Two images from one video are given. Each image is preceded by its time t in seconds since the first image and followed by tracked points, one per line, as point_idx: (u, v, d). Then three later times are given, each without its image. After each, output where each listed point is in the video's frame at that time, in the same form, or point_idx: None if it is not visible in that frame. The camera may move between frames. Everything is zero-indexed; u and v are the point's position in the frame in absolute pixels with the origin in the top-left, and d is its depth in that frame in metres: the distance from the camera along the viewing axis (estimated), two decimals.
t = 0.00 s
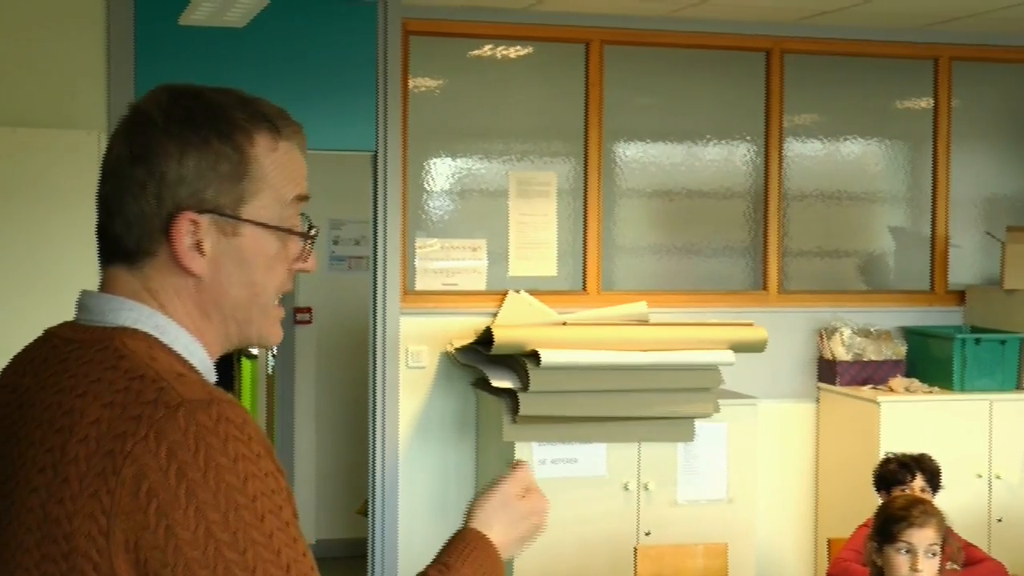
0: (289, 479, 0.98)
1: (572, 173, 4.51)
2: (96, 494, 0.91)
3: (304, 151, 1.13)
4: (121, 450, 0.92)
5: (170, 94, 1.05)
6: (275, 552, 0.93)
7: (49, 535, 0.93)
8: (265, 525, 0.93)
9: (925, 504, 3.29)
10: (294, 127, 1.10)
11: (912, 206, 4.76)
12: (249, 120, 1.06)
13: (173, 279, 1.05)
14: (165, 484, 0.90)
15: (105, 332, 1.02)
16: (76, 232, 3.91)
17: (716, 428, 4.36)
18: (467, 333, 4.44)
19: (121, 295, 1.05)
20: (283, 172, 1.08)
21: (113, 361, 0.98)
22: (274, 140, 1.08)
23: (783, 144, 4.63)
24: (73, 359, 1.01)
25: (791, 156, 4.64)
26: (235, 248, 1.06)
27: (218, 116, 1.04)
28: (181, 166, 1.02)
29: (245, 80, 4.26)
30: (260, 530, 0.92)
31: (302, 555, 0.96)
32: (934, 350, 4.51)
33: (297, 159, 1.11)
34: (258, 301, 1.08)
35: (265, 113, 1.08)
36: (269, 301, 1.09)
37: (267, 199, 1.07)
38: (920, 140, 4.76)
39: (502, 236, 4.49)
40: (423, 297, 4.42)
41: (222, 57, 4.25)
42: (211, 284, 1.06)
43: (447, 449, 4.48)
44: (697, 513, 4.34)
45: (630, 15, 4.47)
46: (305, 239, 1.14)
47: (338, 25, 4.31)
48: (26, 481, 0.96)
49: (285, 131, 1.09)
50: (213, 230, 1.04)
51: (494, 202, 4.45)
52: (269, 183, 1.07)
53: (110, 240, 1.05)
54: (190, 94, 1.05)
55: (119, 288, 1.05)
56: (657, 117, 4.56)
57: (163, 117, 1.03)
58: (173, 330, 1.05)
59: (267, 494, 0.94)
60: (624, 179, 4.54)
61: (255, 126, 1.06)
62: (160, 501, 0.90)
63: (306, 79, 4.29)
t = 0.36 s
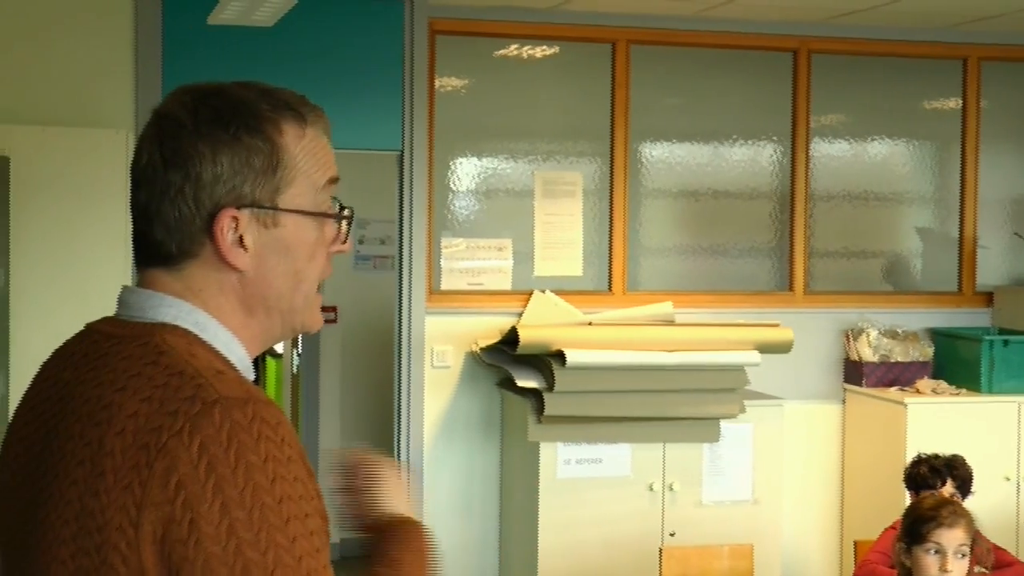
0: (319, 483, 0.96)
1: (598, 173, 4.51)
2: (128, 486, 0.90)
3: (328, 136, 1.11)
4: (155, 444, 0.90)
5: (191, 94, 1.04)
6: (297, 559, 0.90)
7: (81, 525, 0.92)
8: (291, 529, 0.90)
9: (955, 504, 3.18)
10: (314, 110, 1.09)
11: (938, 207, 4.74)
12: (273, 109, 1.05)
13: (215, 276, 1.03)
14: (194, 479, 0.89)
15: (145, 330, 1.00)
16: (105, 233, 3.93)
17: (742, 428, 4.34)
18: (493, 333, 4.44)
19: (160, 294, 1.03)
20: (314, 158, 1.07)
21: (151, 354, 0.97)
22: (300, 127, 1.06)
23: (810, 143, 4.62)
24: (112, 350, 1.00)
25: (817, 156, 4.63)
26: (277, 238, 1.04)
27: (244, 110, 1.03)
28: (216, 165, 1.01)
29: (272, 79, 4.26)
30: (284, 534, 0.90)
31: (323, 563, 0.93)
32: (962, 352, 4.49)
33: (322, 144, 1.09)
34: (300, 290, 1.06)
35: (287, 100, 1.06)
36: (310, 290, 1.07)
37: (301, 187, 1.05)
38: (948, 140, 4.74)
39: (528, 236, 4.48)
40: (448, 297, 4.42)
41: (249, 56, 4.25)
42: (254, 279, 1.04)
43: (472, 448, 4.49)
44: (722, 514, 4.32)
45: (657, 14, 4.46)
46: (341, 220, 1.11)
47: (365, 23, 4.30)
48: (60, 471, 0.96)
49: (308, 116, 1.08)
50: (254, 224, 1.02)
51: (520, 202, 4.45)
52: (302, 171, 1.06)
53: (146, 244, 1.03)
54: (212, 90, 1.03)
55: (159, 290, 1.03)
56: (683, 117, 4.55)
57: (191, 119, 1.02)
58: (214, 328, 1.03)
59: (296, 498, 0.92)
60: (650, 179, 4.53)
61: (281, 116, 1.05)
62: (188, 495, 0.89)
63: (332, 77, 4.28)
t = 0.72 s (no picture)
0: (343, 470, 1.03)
1: (613, 172, 4.50)
2: (156, 480, 0.94)
3: (336, 129, 1.17)
4: (183, 438, 0.95)
5: (197, 94, 1.08)
6: (334, 544, 0.97)
7: (106, 522, 0.95)
8: (323, 515, 0.97)
9: (970, 504, 3.14)
10: (321, 104, 1.14)
11: (954, 206, 4.73)
12: (280, 105, 1.09)
13: (229, 273, 1.09)
14: (225, 472, 0.94)
15: (164, 324, 1.06)
16: (123, 231, 3.93)
17: (758, 429, 4.32)
18: (507, 332, 4.44)
19: (177, 289, 1.09)
20: (323, 152, 1.12)
21: (176, 351, 1.01)
22: (308, 122, 1.11)
23: (826, 143, 4.61)
24: (135, 349, 1.04)
25: (832, 156, 4.62)
26: (288, 235, 1.10)
27: (251, 108, 1.07)
28: (224, 164, 1.05)
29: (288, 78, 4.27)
30: (320, 521, 0.97)
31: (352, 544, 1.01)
32: (978, 352, 4.48)
33: (330, 138, 1.14)
34: (311, 284, 1.13)
35: (292, 96, 1.11)
36: (322, 284, 1.14)
37: (309, 182, 1.11)
38: (964, 139, 4.72)
39: (543, 234, 4.48)
40: (463, 295, 4.42)
41: (265, 54, 4.26)
42: (267, 275, 1.10)
43: (486, 447, 4.49)
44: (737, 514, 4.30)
45: (672, 13, 4.45)
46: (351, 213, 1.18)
47: (380, 22, 4.31)
48: (85, 468, 0.99)
49: (314, 111, 1.12)
50: (265, 221, 1.08)
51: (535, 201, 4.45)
52: (311, 165, 1.11)
53: (159, 244, 1.08)
54: (217, 89, 1.08)
55: (176, 285, 1.09)
56: (697, 116, 4.54)
57: (198, 119, 1.06)
58: (231, 322, 1.09)
59: (325, 485, 0.98)
60: (664, 179, 4.53)
61: (289, 112, 1.10)
62: (219, 487, 0.93)
63: (347, 76, 4.29)
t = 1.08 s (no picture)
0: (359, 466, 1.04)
1: (627, 170, 4.50)
2: (174, 476, 0.96)
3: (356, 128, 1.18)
4: (200, 434, 0.97)
5: (217, 87, 1.11)
6: (351, 540, 0.99)
7: (126, 516, 0.98)
8: (339, 511, 0.98)
9: (985, 502, 3.06)
10: (341, 103, 1.16)
11: (969, 204, 4.72)
12: (297, 100, 1.11)
13: (241, 264, 1.11)
14: (241, 468, 0.96)
15: (184, 320, 1.08)
16: (138, 228, 3.96)
17: (771, 427, 4.32)
18: (520, 330, 4.44)
19: (195, 285, 1.11)
20: (337, 148, 1.14)
21: (193, 347, 1.03)
22: (325, 118, 1.13)
23: (840, 142, 4.60)
24: (154, 344, 1.06)
25: (846, 155, 4.62)
26: (299, 228, 1.12)
27: (268, 101, 1.10)
28: (237, 154, 1.08)
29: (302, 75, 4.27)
30: (336, 516, 0.98)
31: (368, 538, 1.02)
32: (993, 351, 4.47)
33: (348, 136, 1.16)
34: (325, 280, 1.14)
35: (311, 92, 1.13)
36: (336, 281, 1.15)
37: (322, 177, 1.13)
38: (979, 137, 4.72)
39: (556, 232, 4.48)
40: (477, 293, 4.42)
41: (278, 51, 4.26)
42: (278, 267, 1.12)
43: (499, 444, 4.49)
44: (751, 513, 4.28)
45: (687, 11, 4.45)
46: (368, 211, 1.19)
47: (394, 19, 4.31)
48: (105, 462, 1.01)
49: (333, 108, 1.14)
50: (276, 213, 1.10)
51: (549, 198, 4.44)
52: (324, 160, 1.13)
53: (174, 234, 1.11)
54: (237, 82, 1.11)
55: (195, 280, 1.11)
56: (711, 114, 4.54)
57: (216, 110, 1.09)
58: (248, 318, 1.11)
59: (341, 482, 1.00)
60: (678, 177, 4.52)
61: (306, 107, 1.12)
62: (236, 484, 0.95)
63: (361, 73, 4.29)
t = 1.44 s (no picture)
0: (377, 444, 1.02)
1: (642, 163, 4.49)
2: (190, 472, 0.93)
3: (368, 116, 1.15)
4: (212, 429, 0.94)
5: (226, 82, 1.08)
6: (381, 509, 0.98)
7: (143, 517, 0.95)
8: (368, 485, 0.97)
9: (1005, 495, 3.05)
10: (353, 94, 1.12)
11: (985, 197, 4.70)
12: (309, 95, 1.08)
13: (256, 261, 1.08)
14: (261, 460, 0.93)
15: (195, 313, 1.05)
16: (150, 220, 3.94)
17: (786, 420, 4.29)
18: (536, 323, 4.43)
19: (207, 279, 1.08)
20: (352, 141, 1.11)
21: (200, 341, 1.00)
22: (336, 111, 1.10)
23: (856, 134, 4.59)
24: (162, 341, 1.03)
25: (862, 149, 4.61)
26: (316, 226, 1.09)
27: (280, 97, 1.07)
28: (251, 154, 1.05)
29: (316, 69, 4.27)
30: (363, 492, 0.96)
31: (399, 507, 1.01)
32: (1011, 345, 4.45)
33: (361, 128, 1.13)
34: (342, 275, 1.11)
35: (321, 84, 1.10)
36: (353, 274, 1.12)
37: (338, 173, 1.10)
38: (996, 130, 4.70)
39: (571, 226, 4.47)
40: (491, 287, 4.43)
41: (292, 45, 4.26)
42: (294, 264, 1.09)
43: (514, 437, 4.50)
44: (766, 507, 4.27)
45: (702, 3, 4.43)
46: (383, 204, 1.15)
47: (409, 12, 4.30)
48: (117, 465, 0.98)
49: (345, 100, 1.11)
50: (292, 212, 1.07)
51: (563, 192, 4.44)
52: (340, 155, 1.10)
53: (188, 232, 1.09)
54: (246, 76, 1.08)
55: (207, 275, 1.09)
56: (726, 108, 4.53)
57: (225, 106, 1.06)
58: (261, 312, 1.08)
59: (364, 459, 0.97)
60: (692, 170, 4.52)
61: (317, 100, 1.09)
62: (257, 476, 0.92)
63: (376, 66, 4.29)
